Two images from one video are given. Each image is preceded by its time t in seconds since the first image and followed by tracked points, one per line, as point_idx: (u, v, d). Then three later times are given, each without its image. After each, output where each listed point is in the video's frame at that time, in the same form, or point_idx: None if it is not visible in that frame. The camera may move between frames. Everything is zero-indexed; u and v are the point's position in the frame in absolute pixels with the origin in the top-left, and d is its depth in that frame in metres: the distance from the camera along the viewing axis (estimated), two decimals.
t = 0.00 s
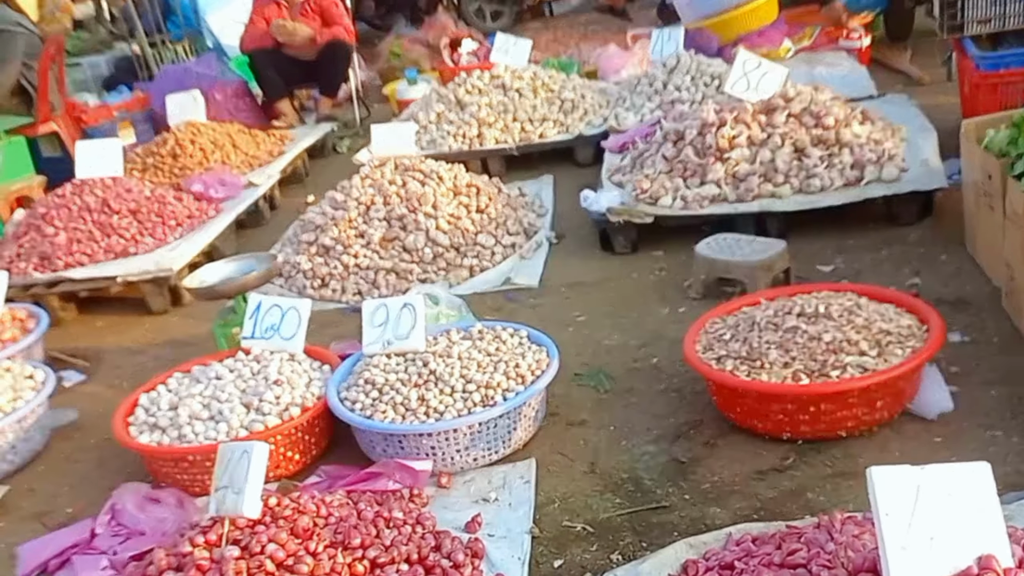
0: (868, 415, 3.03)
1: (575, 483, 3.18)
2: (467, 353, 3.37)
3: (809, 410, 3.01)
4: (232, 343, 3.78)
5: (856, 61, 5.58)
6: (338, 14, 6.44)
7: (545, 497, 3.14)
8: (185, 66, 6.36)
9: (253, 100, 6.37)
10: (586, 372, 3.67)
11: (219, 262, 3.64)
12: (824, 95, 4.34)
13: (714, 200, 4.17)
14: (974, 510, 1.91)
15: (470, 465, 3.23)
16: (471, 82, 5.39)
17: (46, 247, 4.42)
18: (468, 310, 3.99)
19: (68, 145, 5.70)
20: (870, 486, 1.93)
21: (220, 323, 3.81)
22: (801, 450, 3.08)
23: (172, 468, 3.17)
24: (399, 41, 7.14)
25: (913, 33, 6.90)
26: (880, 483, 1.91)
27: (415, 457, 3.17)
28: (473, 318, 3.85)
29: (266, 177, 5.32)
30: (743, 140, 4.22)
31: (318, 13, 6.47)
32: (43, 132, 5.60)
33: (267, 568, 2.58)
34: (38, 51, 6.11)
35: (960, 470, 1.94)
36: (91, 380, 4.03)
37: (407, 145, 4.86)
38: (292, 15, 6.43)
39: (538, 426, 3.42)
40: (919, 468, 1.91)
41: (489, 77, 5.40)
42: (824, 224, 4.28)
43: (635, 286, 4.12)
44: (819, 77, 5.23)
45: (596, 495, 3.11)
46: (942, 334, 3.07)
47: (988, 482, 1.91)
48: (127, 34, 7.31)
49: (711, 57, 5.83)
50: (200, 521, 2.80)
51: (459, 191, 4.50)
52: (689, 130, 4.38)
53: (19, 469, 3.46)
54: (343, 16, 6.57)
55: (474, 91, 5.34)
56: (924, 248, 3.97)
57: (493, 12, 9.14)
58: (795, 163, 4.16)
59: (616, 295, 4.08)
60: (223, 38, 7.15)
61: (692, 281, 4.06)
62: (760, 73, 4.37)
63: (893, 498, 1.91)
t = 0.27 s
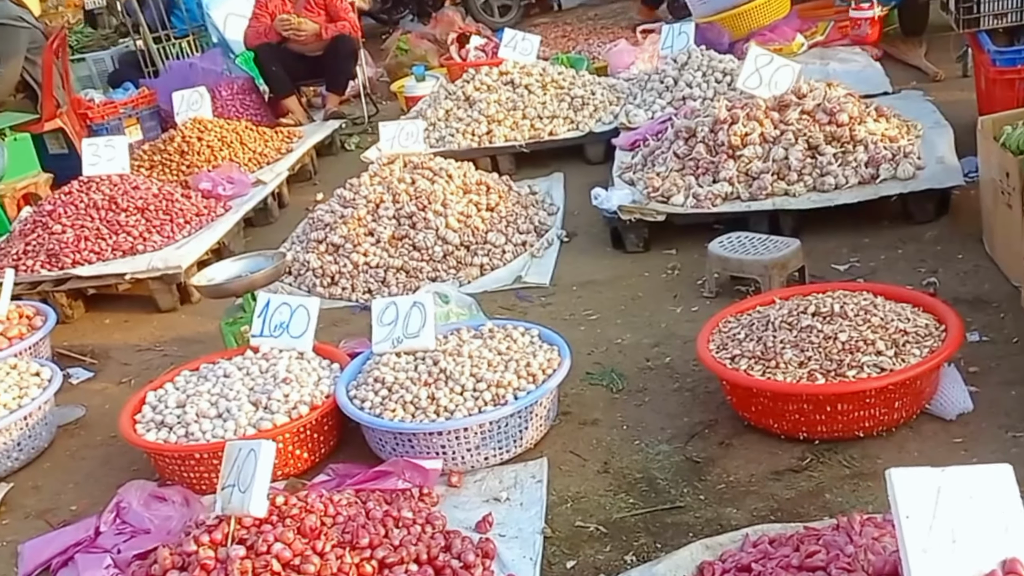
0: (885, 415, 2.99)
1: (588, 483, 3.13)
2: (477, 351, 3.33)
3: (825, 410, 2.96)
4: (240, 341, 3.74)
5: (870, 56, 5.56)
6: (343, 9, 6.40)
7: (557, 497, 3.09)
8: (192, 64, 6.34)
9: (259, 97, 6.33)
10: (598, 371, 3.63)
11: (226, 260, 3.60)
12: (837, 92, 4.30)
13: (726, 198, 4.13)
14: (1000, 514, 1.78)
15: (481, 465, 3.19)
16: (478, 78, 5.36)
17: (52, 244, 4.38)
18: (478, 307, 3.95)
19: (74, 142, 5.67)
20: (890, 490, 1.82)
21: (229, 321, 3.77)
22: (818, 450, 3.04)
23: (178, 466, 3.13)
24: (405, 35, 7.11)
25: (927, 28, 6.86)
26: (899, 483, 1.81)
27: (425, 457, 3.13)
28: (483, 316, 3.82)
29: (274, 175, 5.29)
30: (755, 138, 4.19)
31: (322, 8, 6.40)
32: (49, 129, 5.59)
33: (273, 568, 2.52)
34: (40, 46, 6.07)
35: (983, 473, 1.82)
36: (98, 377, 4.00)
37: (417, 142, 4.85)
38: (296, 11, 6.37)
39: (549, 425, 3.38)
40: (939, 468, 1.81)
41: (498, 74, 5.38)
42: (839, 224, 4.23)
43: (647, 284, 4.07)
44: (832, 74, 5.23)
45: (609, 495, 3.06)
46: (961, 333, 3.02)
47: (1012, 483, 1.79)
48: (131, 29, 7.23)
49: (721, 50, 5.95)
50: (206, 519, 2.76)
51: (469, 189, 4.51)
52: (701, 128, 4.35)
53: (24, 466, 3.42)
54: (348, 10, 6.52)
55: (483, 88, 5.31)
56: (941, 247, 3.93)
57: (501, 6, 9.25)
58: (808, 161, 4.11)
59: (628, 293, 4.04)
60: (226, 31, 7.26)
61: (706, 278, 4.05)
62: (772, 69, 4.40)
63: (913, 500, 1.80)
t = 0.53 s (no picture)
0: (905, 416, 2.96)
1: (605, 483, 3.11)
2: (494, 351, 3.31)
3: (845, 410, 2.93)
4: (256, 339, 3.73)
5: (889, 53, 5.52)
6: (362, 7, 6.38)
7: (574, 497, 3.08)
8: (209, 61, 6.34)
9: (276, 94, 6.34)
10: (615, 370, 3.61)
11: (243, 258, 3.59)
12: (857, 89, 4.27)
13: (744, 196, 4.10)
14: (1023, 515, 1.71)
15: (498, 464, 3.17)
16: (495, 76, 5.34)
17: (68, 243, 4.38)
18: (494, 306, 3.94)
19: (90, 139, 5.66)
20: (912, 489, 1.73)
21: (245, 320, 3.75)
22: (837, 451, 3.02)
23: (194, 466, 3.13)
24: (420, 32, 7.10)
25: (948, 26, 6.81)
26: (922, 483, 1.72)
27: (442, 457, 3.12)
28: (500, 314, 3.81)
29: (290, 173, 5.29)
30: (774, 135, 4.16)
31: (340, 5, 6.39)
32: (64, 127, 5.57)
33: (291, 569, 2.53)
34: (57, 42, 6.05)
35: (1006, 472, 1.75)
36: (113, 376, 4.00)
37: (433, 140, 4.84)
38: (315, 9, 6.35)
39: (566, 425, 3.36)
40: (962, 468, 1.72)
41: (515, 72, 5.36)
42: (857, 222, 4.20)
43: (664, 283, 4.05)
44: (852, 72, 5.20)
45: (626, 496, 3.05)
46: (982, 332, 2.99)
47: None
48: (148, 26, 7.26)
49: (740, 48, 5.98)
50: (224, 519, 2.76)
51: (486, 186, 4.49)
52: (720, 125, 4.32)
53: (39, 465, 3.42)
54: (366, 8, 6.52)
55: (500, 85, 5.29)
56: (960, 245, 3.89)
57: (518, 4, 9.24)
58: (827, 159, 4.08)
59: (645, 291, 4.02)
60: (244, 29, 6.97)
61: (724, 277, 4.02)
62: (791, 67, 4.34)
63: (936, 500, 1.72)
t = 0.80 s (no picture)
0: (932, 416, 2.94)
1: (630, 483, 3.11)
2: (518, 350, 3.31)
3: (871, 410, 2.92)
4: (280, 338, 3.74)
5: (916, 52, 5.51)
6: (385, 5, 6.39)
7: (599, 497, 3.07)
8: (232, 60, 6.36)
9: (300, 93, 6.37)
10: (639, 370, 3.61)
11: (265, 258, 3.56)
12: (883, 87, 4.25)
13: (769, 195, 4.08)
14: None
15: (523, 464, 3.17)
16: (520, 74, 5.36)
17: (93, 241, 4.41)
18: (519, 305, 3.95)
19: (115, 138, 5.69)
20: (939, 490, 1.67)
21: (269, 319, 3.77)
22: (863, 452, 3.00)
23: (219, 465, 3.14)
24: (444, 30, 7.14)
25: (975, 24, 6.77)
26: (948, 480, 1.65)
27: (467, 456, 3.12)
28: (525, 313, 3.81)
29: (315, 172, 5.31)
30: (800, 134, 4.14)
31: (364, 4, 6.40)
32: (89, 126, 5.60)
33: (314, 569, 2.52)
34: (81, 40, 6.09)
35: None
36: (138, 375, 4.02)
37: (457, 139, 4.85)
38: (338, 8, 6.35)
39: (591, 424, 3.36)
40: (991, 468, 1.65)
41: (539, 70, 5.37)
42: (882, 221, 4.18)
43: (689, 283, 4.05)
44: (878, 70, 5.16)
45: (651, 495, 3.04)
46: (1010, 332, 2.96)
47: None
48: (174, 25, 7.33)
49: (766, 46, 6.02)
50: (247, 518, 2.76)
51: (510, 185, 4.50)
52: (745, 124, 4.31)
53: (64, 463, 3.44)
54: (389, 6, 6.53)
55: (524, 84, 5.29)
56: (987, 245, 3.86)
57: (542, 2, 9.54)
58: (853, 158, 4.05)
59: (669, 291, 4.02)
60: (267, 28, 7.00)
61: (749, 277, 4.02)
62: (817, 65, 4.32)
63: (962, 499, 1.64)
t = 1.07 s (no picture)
0: (967, 419, 2.92)
1: (663, 485, 3.10)
2: (551, 351, 3.31)
3: (906, 413, 2.90)
4: (312, 339, 3.76)
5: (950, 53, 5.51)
6: (417, 6, 6.42)
7: (631, 499, 3.06)
8: (263, 61, 6.40)
9: (332, 94, 6.40)
10: (672, 372, 3.60)
11: (298, 257, 3.57)
12: (918, 89, 4.23)
13: (803, 197, 4.06)
14: None
15: (555, 465, 3.17)
16: (552, 75, 5.37)
17: (125, 241, 4.44)
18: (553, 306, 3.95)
19: (146, 138, 5.74)
20: (976, 494, 1.69)
21: (301, 318, 3.79)
22: (899, 456, 2.97)
23: (252, 465, 3.15)
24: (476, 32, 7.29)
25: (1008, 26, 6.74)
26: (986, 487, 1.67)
27: (499, 457, 3.12)
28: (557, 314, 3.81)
29: (346, 172, 5.33)
30: (833, 135, 4.13)
31: (396, 4, 6.41)
32: (121, 126, 5.64)
33: (347, 569, 2.52)
34: (113, 41, 6.14)
35: None
36: (170, 375, 4.05)
37: (489, 139, 4.87)
38: (370, 8, 6.37)
39: (624, 426, 3.35)
40: None
41: (571, 71, 5.38)
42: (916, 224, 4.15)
43: (722, 285, 4.05)
44: (911, 70, 5.15)
45: (684, 498, 3.02)
46: None
47: None
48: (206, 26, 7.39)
49: (799, 48, 6.03)
50: (279, 519, 2.76)
51: (543, 186, 4.51)
52: (778, 125, 4.29)
53: (97, 462, 3.47)
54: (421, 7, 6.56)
55: (557, 85, 5.30)
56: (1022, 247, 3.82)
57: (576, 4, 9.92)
58: (887, 159, 4.02)
59: (702, 294, 4.02)
60: (300, 29, 7.14)
61: (782, 278, 4.02)
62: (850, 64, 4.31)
63: (1001, 504, 1.67)
